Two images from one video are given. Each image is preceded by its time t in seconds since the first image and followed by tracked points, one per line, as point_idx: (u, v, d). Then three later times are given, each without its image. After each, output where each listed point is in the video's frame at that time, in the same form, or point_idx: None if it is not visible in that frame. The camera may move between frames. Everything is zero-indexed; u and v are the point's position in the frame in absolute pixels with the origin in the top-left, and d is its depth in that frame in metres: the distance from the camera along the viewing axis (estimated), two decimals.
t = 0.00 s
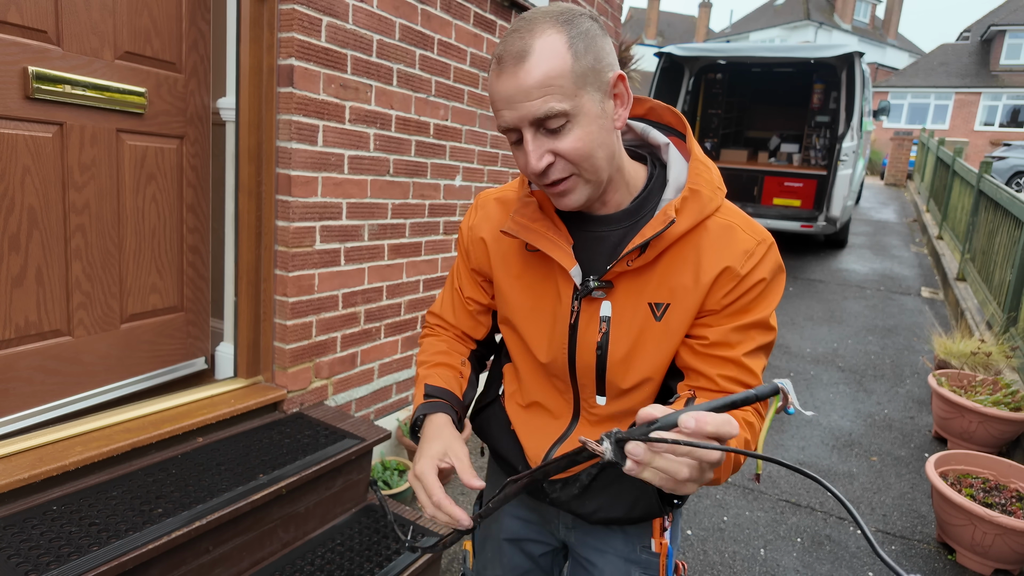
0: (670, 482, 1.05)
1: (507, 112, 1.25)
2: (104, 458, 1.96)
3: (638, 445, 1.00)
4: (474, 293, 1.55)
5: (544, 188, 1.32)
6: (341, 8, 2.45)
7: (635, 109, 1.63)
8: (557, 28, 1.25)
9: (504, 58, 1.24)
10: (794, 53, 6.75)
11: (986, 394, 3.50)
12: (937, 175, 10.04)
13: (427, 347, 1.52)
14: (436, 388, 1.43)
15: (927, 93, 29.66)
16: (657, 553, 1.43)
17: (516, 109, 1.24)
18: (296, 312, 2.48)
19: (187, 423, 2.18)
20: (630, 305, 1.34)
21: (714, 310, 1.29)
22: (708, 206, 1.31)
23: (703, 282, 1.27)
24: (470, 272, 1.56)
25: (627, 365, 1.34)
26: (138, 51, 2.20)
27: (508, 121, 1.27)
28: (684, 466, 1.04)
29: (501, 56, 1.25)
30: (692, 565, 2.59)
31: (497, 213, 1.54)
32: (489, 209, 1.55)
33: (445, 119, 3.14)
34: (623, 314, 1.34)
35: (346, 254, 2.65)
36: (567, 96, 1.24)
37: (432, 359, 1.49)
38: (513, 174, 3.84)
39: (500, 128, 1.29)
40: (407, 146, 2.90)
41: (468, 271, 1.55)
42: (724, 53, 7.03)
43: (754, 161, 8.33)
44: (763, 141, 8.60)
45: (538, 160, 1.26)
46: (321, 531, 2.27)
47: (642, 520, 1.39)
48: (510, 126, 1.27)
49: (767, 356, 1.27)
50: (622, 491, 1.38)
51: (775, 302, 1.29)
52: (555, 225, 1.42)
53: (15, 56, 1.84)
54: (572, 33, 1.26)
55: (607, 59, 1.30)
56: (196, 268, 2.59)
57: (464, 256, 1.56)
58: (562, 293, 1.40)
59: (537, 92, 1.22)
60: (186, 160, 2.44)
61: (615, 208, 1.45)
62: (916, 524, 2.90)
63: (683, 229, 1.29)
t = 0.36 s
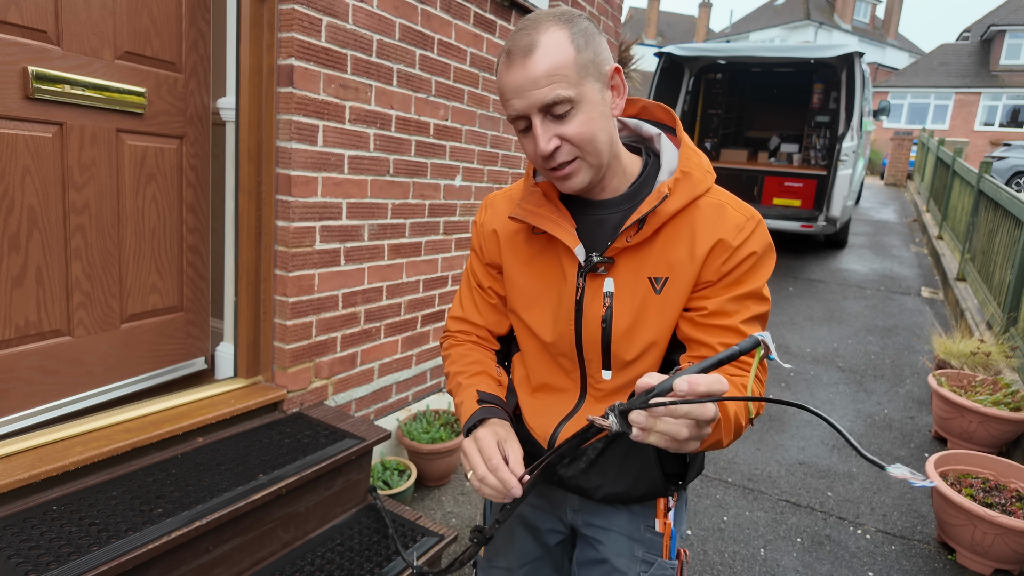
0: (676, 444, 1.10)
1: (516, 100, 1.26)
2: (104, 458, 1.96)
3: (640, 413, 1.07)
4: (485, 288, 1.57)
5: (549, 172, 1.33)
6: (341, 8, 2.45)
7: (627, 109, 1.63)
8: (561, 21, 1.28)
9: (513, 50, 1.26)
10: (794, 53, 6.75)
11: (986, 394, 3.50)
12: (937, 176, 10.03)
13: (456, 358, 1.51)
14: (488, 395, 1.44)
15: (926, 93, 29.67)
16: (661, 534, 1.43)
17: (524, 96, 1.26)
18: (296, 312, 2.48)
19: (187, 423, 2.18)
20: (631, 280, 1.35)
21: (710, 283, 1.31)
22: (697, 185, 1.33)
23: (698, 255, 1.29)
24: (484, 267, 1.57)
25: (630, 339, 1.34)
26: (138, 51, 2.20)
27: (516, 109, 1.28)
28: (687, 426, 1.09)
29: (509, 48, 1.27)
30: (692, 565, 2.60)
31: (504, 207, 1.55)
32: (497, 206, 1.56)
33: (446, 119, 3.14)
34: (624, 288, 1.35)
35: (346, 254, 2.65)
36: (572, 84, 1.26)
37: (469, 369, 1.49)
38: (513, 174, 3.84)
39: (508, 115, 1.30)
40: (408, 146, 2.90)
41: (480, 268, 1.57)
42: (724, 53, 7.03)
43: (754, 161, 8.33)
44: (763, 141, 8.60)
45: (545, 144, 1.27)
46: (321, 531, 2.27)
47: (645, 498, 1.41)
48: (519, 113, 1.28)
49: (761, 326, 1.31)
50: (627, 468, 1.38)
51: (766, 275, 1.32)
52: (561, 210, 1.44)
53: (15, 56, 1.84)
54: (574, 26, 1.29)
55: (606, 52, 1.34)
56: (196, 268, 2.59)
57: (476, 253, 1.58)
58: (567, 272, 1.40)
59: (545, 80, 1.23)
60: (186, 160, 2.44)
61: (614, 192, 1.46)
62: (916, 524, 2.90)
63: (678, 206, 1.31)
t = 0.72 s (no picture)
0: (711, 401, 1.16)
1: (529, 78, 1.40)
2: (105, 458, 1.97)
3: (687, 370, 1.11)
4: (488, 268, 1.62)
5: (555, 146, 1.44)
6: (341, 9, 2.45)
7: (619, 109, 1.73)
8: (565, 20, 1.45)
9: (526, 38, 1.41)
10: (793, 53, 6.75)
11: (985, 393, 3.51)
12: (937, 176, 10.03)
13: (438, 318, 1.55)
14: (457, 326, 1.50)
15: (926, 93, 29.67)
16: (686, 507, 1.55)
17: (535, 74, 1.39)
18: (296, 312, 2.48)
19: (187, 423, 2.18)
20: (633, 254, 1.46)
21: (708, 252, 1.41)
22: (686, 164, 1.46)
23: (693, 225, 1.40)
24: (489, 251, 1.64)
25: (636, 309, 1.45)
26: (138, 51, 2.20)
27: (528, 88, 1.41)
28: (727, 389, 1.14)
29: (523, 37, 1.42)
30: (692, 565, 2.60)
31: (513, 198, 1.65)
32: (508, 197, 1.66)
33: (445, 120, 3.14)
34: (628, 261, 1.46)
35: (346, 254, 2.66)
36: (579, 65, 1.40)
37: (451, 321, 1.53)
38: (513, 175, 3.85)
39: (519, 94, 1.43)
40: (407, 147, 2.91)
41: (486, 251, 1.64)
42: (724, 53, 7.03)
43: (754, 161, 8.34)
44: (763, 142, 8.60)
45: (555, 116, 1.39)
46: (321, 531, 2.27)
47: (675, 471, 1.52)
48: (530, 91, 1.41)
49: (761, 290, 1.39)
50: (657, 444, 1.51)
51: (759, 241, 1.41)
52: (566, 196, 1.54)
53: (16, 57, 1.85)
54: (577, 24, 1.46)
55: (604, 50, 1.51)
56: (196, 268, 2.59)
57: (483, 238, 1.66)
58: (573, 248, 1.52)
59: (556, 59, 1.37)
60: (186, 160, 2.45)
61: (613, 177, 1.57)
62: (915, 524, 2.91)
63: (670, 181, 1.43)
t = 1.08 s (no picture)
0: (699, 343, 1.20)
1: (535, 79, 1.40)
2: (105, 457, 1.97)
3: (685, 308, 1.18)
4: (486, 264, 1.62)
5: (556, 146, 1.43)
6: (341, 9, 2.45)
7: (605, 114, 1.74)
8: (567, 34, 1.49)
9: (533, 45, 1.44)
10: (793, 53, 6.76)
11: (984, 393, 3.51)
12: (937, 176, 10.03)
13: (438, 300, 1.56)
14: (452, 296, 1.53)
15: (926, 93, 29.69)
16: (683, 481, 1.55)
17: (540, 76, 1.40)
18: (296, 312, 2.49)
19: (187, 423, 2.18)
20: (624, 247, 1.47)
21: (692, 244, 1.44)
22: (669, 161, 1.48)
23: (679, 218, 1.43)
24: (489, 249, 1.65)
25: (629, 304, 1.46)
26: (139, 52, 2.20)
27: (532, 90, 1.41)
28: (718, 328, 1.18)
29: (530, 44, 1.44)
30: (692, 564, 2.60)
31: (513, 196, 1.65)
32: (506, 195, 1.67)
33: (446, 120, 3.15)
34: (618, 255, 1.47)
35: (346, 254, 2.66)
36: (581, 72, 1.43)
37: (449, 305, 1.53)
38: (513, 174, 3.85)
39: (523, 94, 1.43)
40: (408, 147, 2.91)
41: (487, 245, 1.64)
42: (723, 53, 7.04)
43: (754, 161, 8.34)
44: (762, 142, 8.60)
45: (558, 115, 1.40)
46: (321, 531, 2.28)
47: (673, 448, 1.53)
48: (535, 92, 1.41)
49: (741, 278, 1.43)
50: (653, 422, 1.51)
51: (739, 232, 1.45)
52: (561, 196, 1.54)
53: (16, 57, 1.85)
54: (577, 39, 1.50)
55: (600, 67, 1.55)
56: (196, 268, 2.59)
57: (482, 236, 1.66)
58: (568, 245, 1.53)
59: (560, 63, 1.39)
60: (186, 161, 2.45)
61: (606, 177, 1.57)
62: (915, 524, 2.91)
63: (656, 179, 1.45)
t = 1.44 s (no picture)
0: (680, 320, 1.19)
1: (523, 90, 1.41)
2: (104, 457, 1.97)
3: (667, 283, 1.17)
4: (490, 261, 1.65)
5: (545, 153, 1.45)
6: (341, 9, 2.45)
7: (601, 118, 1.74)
8: (557, 41, 1.48)
9: (521, 55, 1.44)
10: (793, 53, 6.76)
11: (984, 393, 3.51)
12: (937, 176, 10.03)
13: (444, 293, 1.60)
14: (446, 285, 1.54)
15: (926, 93, 29.70)
16: (679, 474, 1.55)
17: (528, 87, 1.41)
18: (296, 312, 2.49)
19: (187, 423, 2.18)
20: (615, 243, 1.47)
21: (682, 239, 1.42)
22: (659, 159, 1.47)
23: (668, 213, 1.42)
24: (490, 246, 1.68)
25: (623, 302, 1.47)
26: (139, 52, 2.20)
27: (521, 100, 1.42)
28: (699, 306, 1.17)
29: (518, 54, 1.45)
30: (691, 564, 2.60)
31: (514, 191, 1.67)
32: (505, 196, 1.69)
33: (446, 120, 3.15)
34: (610, 249, 1.48)
35: (346, 254, 2.66)
36: (569, 80, 1.42)
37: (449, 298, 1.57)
38: (513, 174, 3.85)
39: (513, 104, 1.44)
40: (408, 147, 2.91)
41: (489, 245, 1.68)
42: (724, 53, 7.03)
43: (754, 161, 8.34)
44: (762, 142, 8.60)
45: (545, 125, 1.40)
46: (321, 531, 2.28)
47: (668, 439, 1.53)
48: (523, 102, 1.42)
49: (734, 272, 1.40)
50: (647, 413, 1.51)
51: (731, 229, 1.42)
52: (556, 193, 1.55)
53: (16, 57, 1.85)
54: (567, 46, 1.49)
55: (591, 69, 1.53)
56: (196, 268, 2.59)
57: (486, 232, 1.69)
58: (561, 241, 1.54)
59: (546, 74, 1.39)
60: (186, 161, 2.45)
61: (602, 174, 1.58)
62: (915, 524, 2.91)
63: (645, 176, 1.44)
